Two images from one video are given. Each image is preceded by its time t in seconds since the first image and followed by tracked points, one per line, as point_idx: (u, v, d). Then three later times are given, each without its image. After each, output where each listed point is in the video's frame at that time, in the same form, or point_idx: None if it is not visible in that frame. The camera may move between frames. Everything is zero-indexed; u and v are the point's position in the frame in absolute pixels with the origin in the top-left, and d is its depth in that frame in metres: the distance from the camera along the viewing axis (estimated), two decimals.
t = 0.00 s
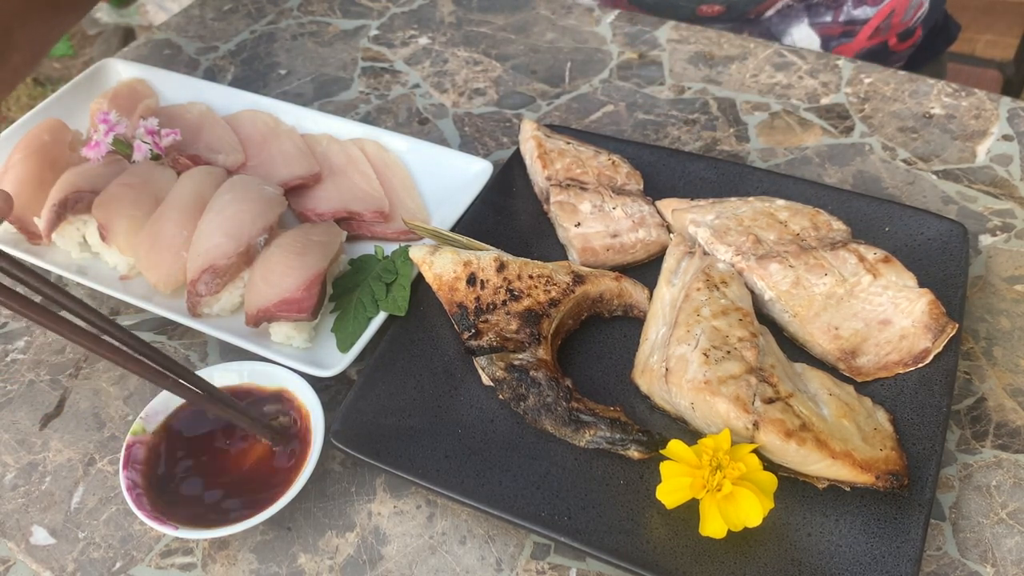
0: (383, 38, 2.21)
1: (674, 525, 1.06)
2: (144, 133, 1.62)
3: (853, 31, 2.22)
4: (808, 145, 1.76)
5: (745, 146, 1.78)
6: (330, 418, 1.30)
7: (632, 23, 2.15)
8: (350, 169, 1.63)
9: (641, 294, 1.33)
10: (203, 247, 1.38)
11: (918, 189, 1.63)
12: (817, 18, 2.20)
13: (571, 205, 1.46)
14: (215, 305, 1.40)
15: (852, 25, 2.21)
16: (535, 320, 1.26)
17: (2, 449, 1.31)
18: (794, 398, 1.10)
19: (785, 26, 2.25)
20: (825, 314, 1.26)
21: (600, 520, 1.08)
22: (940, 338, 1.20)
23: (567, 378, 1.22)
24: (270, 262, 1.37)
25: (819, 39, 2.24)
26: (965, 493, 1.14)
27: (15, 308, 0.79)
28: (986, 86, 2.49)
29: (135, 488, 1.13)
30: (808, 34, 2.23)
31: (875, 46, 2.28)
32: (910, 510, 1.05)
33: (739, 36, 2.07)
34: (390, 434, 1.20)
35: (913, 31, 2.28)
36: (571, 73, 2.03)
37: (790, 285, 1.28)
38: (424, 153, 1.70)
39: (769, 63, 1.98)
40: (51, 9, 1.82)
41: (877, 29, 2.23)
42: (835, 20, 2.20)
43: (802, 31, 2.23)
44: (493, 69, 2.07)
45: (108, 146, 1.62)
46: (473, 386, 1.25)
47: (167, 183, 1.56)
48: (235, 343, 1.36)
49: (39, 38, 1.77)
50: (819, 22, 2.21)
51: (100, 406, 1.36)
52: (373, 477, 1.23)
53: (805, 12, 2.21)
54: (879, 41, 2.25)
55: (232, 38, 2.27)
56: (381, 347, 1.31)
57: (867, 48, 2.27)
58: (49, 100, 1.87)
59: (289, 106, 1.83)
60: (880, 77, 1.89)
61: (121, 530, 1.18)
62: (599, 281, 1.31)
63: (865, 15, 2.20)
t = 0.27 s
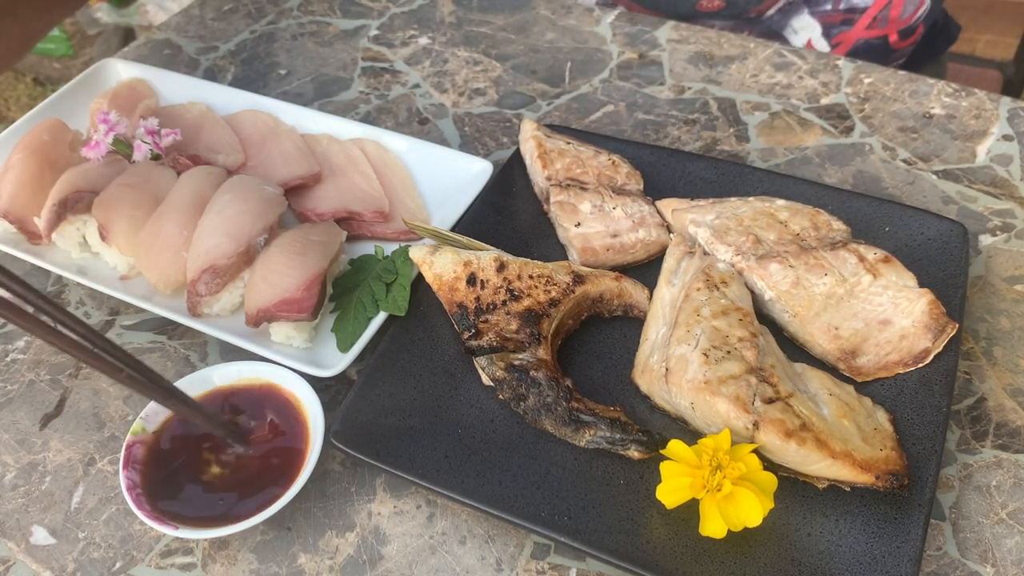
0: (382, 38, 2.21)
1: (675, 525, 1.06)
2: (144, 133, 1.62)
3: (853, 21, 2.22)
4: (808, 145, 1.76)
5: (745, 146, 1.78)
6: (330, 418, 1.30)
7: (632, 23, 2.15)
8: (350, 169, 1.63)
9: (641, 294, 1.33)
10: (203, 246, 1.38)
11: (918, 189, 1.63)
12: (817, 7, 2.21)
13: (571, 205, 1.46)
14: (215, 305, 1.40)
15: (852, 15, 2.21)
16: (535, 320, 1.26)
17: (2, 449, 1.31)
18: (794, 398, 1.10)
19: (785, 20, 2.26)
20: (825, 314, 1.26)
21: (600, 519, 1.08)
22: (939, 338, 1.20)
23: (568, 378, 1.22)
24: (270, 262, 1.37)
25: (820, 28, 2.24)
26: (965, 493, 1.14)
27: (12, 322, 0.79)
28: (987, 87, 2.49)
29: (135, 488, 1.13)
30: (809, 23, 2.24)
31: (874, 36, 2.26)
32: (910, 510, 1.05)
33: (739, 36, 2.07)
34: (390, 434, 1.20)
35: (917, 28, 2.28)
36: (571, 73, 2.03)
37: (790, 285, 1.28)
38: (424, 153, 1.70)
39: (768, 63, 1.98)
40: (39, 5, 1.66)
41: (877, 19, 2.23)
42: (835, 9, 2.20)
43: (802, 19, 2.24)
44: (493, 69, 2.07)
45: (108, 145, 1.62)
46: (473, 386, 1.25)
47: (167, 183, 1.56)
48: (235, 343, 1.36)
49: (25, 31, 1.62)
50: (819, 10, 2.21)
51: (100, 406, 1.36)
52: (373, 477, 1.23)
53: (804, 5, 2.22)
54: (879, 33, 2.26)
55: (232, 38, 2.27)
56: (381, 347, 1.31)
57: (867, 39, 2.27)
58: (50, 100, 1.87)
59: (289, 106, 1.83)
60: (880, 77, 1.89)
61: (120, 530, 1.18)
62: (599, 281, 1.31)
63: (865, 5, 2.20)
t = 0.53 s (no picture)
0: (382, 38, 2.21)
1: (675, 525, 1.06)
2: (144, 133, 1.63)
3: None
4: (808, 144, 1.76)
5: (745, 146, 1.78)
6: (330, 418, 1.30)
7: (632, 23, 2.15)
8: (350, 169, 1.63)
9: (641, 294, 1.33)
10: (202, 246, 1.38)
11: (918, 189, 1.63)
12: None
13: (571, 205, 1.46)
14: (215, 305, 1.40)
15: None
16: (535, 320, 1.25)
17: (2, 449, 1.31)
18: (794, 398, 1.10)
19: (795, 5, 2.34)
20: (825, 314, 1.26)
21: (600, 519, 1.08)
22: (939, 338, 1.20)
23: (567, 378, 1.22)
24: (270, 262, 1.37)
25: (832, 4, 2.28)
26: (965, 493, 1.14)
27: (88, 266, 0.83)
28: (988, 87, 2.49)
29: (135, 488, 1.13)
30: None
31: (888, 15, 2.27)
32: (910, 510, 1.05)
33: (739, 36, 2.07)
34: (390, 434, 1.20)
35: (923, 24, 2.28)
36: (571, 73, 2.03)
37: (790, 285, 1.28)
38: (424, 153, 1.70)
39: (769, 63, 1.98)
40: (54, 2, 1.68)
41: None
42: None
43: None
44: (493, 69, 2.07)
45: (108, 145, 1.62)
46: (473, 386, 1.25)
47: (167, 182, 1.56)
48: (235, 343, 1.36)
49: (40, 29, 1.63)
50: None
51: (100, 406, 1.36)
52: (373, 477, 1.23)
53: None
54: (891, 10, 2.26)
55: (232, 38, 2.27)
56: (381, 347, 1.31)
57: (879, 16, 2.28)
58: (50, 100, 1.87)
59: (288, 106, 1.83)
60: (880, 77, 1.89)
61: (121, 530, 1.18)
62: (599, 281, 1.31)
63: None
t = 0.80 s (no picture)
0: (382, 38, 2.21)
1: (674, 525, 1.06)
2: (145, 133, 1.63)
3: None
4: (808, 144, 1.76)
5: (745, 146, 1.78)
6: (330, 418, 1.30)
7: (632, 23, 2.15)
8: (350, 169, 1.63)
9: (641, 294, 1.33)
10: (202, 245, 1.38)
11: (918, 189, 1.63)
12: None
13: (571, 205, 1.45)
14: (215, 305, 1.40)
15: None
16: (535, 320, 1.25)
17: (2, 449, 1.31)
18: (794, 398, 1.10)
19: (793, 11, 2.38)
20: (825, 314, 1.26)
21: (600, 519, 1.08)
22: (939, 338, 1.20)
23: (567, 378, 1.22)
24: (270, 262, 1.37)
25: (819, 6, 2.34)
26: (965, 493, 1.14)
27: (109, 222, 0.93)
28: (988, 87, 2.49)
29: (135, 488, 1.13)
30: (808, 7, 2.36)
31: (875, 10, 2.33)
32: (910, 510, 1.05)
33: (739, 36, 2.07)
34: (390, 434, 1.20)
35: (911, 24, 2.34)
36: (571, 73, 2.03)
37: (791, 285, 1.28)
38: (424, 153, 1.70)
39: (768, 63, 1.98)
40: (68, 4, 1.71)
41: None
42: None
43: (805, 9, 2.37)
44: (493, 69, 2.07)
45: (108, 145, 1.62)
46: (473, 385, 1.25)
47: (167, 182, 1.56)
48: (235, 343, 1.36)
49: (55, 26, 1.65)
50: None
51: (100, 406, 1.36)
52: (373, 477, 1.23)
53: None
54: None
55: (232, 38, 2.27)
56: (381, 347, 1.31)
57: (867, 8, 2.33)
58: (50, 100, 1.87)
59: (288, 106, 1.83)
60: (880, 77, 1.89)
61: (121, 531, 1.18)
62: (599, 281, 1.31)
63: None
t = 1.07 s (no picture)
0: (382, 38, 2.21)
1: (674, 525, 1.06)
2: (145, 134, 1.63)
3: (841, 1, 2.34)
4: (808, 145, 1.76)
5: (745, 146, 1.78)
6: (330, 418, 1.30)
7: (632, 23, 2.15)
8: (350, 169, 1.63)
9: (641, 294, 1.33)
10: (203, 245, 1.38)
11: (918, 189, 1.63)
12: None
13: (571, 205, 1.45)
14: (215, 305, 1.40)
15: None
16: (535, 320, 1.25)
17: (2, 449, 1.31)
18: (794, 398, 1.10)
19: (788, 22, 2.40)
20: (825, 314, 1.26)
21: (600, 520, 1.08)
22: (939, 339, 1.20)
23: (567, 378, 1.22)
24: (271, 262, 1.37)
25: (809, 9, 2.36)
26: (965, 493, 1.14)
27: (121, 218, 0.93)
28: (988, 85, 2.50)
29: (135, 488, 1.13)
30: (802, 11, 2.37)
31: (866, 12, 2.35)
32: (910, 510, 1.05)
33: (739, 36, 2.07)
34: (390, 434, 1.20)
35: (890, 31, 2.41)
36: (571, 73, 2.03)
37: (791, 285, 1.28)
38: (424, 153, 1.70)
39: (768, 63, 1.98)
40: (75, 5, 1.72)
41: None
42: None
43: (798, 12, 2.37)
44: (493, 69, 2.07)
45: (108, 145, 1.62)
46: (473, 385, 1.25)
47: (167, 182, 1.56)
48: (235, 343, 1.36)
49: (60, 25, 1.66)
50: None
51: (100, 406, 1.36)
52: (373, 477, 1.23)
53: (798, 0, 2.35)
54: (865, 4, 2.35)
55: (232, 38, 2.27)
56: (381, 347, 1.31)
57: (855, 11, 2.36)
58: (50, 99, 1.87)
59: (289, 106, 1.83)
60: (880, 77, 1.89)
61: (121, 530, 1.18)
62: (599, 281, 1.31)
63: None
